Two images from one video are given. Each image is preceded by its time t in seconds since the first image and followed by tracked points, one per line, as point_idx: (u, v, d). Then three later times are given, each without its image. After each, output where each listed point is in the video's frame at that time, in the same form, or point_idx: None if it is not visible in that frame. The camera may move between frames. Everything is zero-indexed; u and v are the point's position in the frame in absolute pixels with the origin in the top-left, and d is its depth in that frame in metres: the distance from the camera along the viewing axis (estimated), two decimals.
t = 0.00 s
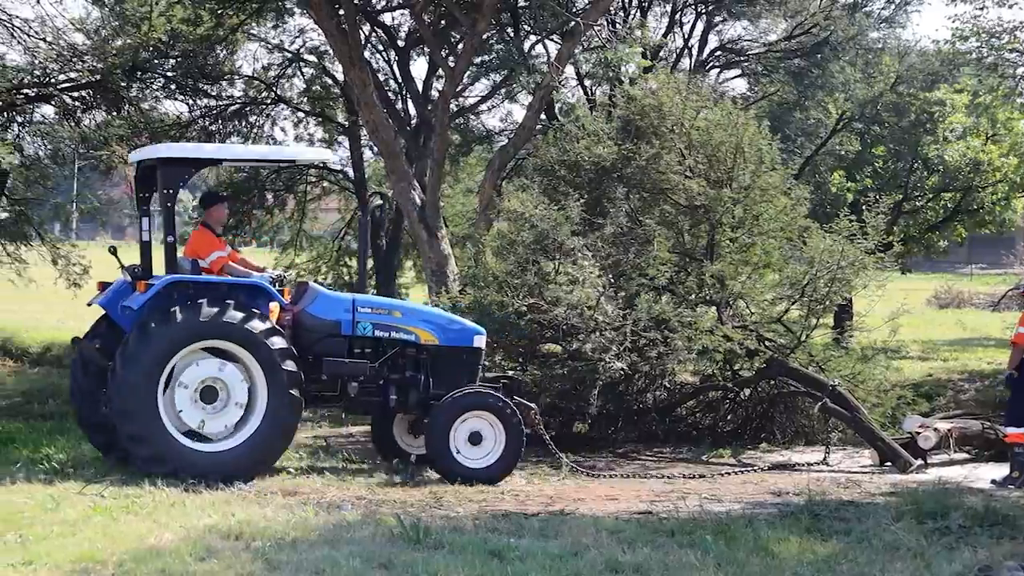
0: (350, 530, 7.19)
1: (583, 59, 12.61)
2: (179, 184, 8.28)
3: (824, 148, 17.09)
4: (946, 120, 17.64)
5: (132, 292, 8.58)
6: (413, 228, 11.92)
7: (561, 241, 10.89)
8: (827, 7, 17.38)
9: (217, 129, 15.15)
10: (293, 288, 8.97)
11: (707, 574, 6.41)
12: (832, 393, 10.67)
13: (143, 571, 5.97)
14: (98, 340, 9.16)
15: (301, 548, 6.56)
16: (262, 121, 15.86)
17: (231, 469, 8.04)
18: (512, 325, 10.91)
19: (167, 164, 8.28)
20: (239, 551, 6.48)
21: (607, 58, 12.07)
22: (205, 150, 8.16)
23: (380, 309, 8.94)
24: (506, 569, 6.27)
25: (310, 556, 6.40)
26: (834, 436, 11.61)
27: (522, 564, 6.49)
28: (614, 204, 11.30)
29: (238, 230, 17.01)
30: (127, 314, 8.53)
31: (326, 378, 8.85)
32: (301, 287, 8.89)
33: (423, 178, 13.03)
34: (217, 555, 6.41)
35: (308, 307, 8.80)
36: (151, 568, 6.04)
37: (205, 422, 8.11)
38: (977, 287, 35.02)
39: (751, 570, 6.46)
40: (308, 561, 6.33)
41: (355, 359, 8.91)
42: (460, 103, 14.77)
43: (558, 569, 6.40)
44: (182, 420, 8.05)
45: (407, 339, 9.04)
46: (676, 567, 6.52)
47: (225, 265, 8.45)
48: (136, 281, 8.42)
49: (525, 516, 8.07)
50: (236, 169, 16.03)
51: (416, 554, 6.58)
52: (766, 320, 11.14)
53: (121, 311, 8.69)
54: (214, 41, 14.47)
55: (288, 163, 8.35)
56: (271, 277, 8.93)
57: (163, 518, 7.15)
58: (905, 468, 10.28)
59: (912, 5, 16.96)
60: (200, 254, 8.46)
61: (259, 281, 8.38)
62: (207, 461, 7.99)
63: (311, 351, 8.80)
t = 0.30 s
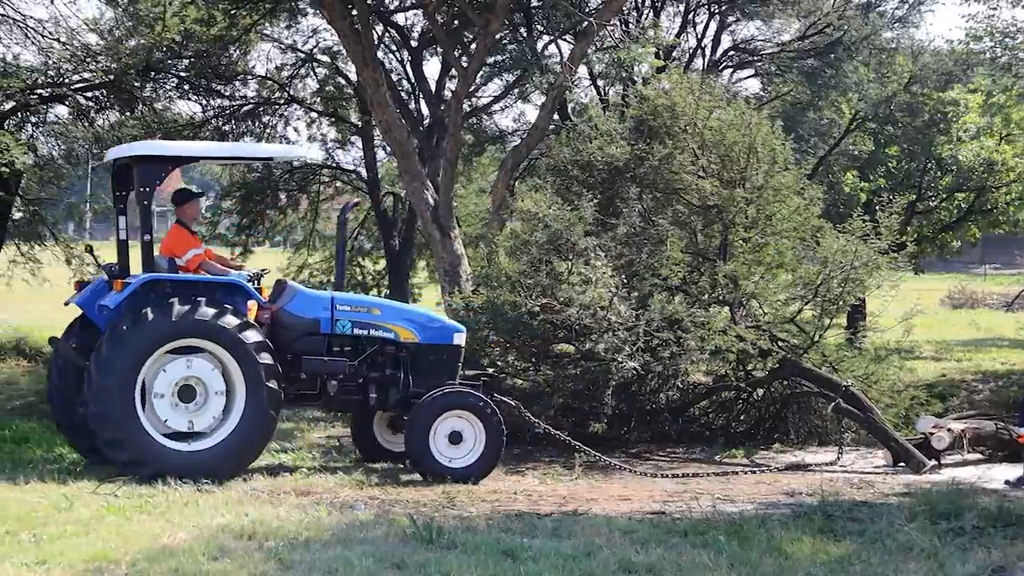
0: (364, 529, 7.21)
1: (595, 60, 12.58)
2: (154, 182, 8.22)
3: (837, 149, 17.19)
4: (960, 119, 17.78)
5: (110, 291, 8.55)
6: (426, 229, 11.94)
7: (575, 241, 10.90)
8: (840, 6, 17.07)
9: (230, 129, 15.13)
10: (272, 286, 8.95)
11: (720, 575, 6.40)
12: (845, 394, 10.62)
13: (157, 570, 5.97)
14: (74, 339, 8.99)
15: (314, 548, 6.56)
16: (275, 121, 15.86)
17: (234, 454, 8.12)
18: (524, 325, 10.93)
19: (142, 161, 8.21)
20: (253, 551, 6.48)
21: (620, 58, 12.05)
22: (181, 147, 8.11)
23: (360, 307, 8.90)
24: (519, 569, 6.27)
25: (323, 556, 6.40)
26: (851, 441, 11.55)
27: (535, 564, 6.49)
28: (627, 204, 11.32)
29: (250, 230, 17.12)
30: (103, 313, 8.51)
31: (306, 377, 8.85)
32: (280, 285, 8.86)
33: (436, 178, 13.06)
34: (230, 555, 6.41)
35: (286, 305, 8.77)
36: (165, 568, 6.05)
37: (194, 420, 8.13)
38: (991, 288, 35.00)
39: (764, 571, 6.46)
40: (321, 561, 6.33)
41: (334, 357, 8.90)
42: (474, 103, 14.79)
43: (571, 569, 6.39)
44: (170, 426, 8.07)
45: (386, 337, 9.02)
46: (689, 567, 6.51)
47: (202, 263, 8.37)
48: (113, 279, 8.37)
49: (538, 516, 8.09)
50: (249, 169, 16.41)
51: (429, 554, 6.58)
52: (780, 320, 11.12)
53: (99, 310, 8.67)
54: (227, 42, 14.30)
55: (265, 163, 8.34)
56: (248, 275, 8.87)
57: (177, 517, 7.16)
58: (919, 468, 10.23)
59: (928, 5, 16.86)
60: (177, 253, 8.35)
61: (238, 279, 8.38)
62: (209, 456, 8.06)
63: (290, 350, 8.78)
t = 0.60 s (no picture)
0: (380, 530, 7.20)
1: (613, 60, 12.57)
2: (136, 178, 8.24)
3: (855, 149, 17.32)
4: (977, 119, 17.81)
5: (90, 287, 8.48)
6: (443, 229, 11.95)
7: (592, 241, 10.88)
8: (858, 6, 16.98)
9: (248, 129, 15.17)
10: (252, 285, 8.87)
11: None
12: (863, 394, 10.67)
13: (174, 570, 5.92)
14: (54, 335, 8.85)
15: (331, 548, 6.54)
16: (292, 121, 16.05)
17: (230, 434, 8.10)
18: (541, 325, 10.90)
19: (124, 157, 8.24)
20: (269, 550, 6.46)
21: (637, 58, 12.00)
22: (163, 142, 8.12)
23: (342, 305, 8.87)
24: (536, 569, 6.25)
25: (339, 555, 6.38)
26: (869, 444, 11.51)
27: (551, 564, 6.47)
28: (644, 205, 11.38)
29: (267, 230, 17.40)
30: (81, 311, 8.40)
31: (287, 374, 8.77)
32: (261, 283, 8.79)
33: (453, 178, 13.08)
34: (247, 555, 6.36)
35: (267, 303, 8.68)
36: (182, 566, 6.04)
37: (184, 414, 8.09)
38: (1009, 288, 34.96)
39: (781, 571, 6.43)
40: (338, 561, 6.31)
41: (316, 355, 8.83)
42: (490, 103, 14.81)
43: (588, 569, 6.37)
44: (163, 426, 8.04)
45: (368, 335, 8.99)
46: (706, 568, 6.49)
47: (184, 261, 8.37)
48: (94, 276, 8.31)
49: (555, 517, 8.08)
50: (266, 168, 16.75)
51: (446, 554, 6.56)
52: (797, 320, 11.10)
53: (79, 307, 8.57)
54: (245, 42, 14.46)
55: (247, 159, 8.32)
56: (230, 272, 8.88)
57: (194, 517, 7.15)
58: (938, 470, 10.17)
59: (945, 5, 16.97)
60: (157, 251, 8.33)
61: (220, 276, 8.36)
62: (207, 445, 8.04)
63: (272, 348, 8.71)
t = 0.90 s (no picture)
0: (396, 530, 7.21)
1: (628, 60, 12.57)
2: (108, 176, 8.08)
3: (872, 148, 17.32)
4: (994, 119, 17.80)
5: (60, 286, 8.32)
6: (460, 229, 11.97)
7: (607, 241, 10.86)
8: (874, 6, 16.60)
9: (264, 130, 15.03)
10: (226, 284, 8.79)
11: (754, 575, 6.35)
12: (878, 394, 10.66)
13: (190, 570, 5.90)
14: (25, 335, 8.61)
15: (346, 548, 6.53)
16: (308, 121, 16.15)
17: (210, 412, 8.02)
18: (556, 325, 10.88)
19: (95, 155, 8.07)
20: (285, 550, 6.45)
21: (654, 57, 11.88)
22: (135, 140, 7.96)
23: (316, 303, 8.76)
24: (551, 569, 6.24)
25: (355, 555, 6.38)
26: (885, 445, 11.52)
27: (567, 564, 6.46)
28: (659, 206, 11.34)
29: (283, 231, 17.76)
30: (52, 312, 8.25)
31: (260, 373, 8.64)
32: (235, 283, 8.72)
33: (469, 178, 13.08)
34: (263, 554, 6.35)
35: (241, 301, 8.60)
36: (199, 565, 6.04)
37: (163, 406, 7.99)
38: None
39: (797, 571, 6.42)
40: (354, 560, 6.31)
41: (290, 354, 8.70)
42: (506, 103, 14.83)
43: (603, 569, 6.36)
44: (152, 424, 7.98)
45: (342, 333, 8.87)
46: (721, 568, 6.47)
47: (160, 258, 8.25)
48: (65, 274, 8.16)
49: (571, 516, 8.08)
50: (283, 169, 16.75)
51: (462, 553, 6.54)
52: (812, 321, 11.11)
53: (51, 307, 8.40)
54: (261, 42, 14.15)
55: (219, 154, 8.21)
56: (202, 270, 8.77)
57: (210, 516, 7.15)
58: (954, 470, 10.11)
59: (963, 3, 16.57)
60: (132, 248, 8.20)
61: (193, 275, 8.21)
62: (195, 428, 7.98)
63: (245, 346, 8.60)
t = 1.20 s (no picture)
0: (411, 529, 7.22)
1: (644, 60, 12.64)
2: (67, 173, 8.02)
3: (888, 148, 17.49)
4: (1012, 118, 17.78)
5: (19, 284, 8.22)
6: (477, 229, 12.04)
7: (622, 242, 10.88)
8: (890, 6, 16.57)
9: (280, 129, 15.83)
10: (186, 280, 8.71)
11: None
12: (875, 392, 10.55)
13: (207, 570, 5.89)
14: None
15: (363, 548, 6.52)
16: (324, 121, 16.61)
17: (172, 411, 7.91)
18: (569, 326, 10.96)
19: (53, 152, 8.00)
20: (302, 550, 6.43)
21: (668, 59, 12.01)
22: (92, 137, 7.88)
23: (276, 301, 8.73)
24: (567, 569, 6.23)
25: (372, 555, 6.38)
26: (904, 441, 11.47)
27: (582, 564, 6.46)
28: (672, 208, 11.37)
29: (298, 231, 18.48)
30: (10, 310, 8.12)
31: (220, 372, 8.61)
32: (195, 280, 8.65)
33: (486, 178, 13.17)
34: (280, 554, 6.34)
35: (201, 298, 8.54)
36: (217, 565, 6.04)
37: (129, 391, 7.87)
38: None
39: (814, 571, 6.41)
40: (370, 560, 6.31)
41: (250, 351, 8.66)
42: (522, 103, 14.89)
43: (619, 569, 6.35)
44: (120, 419, 7.88)
45: (303, 331, 8.83)
46: (737, 568, 6.46)
47: (117, 255, 8.20)
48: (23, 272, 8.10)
49: (587, 516, 8.09)
50: (298, 169, 17.39)
51: (478, 553, 6.54)
52: (826, 321, 11.12)
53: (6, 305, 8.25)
54: (278, 42, 14.77)
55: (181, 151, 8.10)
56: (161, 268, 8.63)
57: (227, 516, 7.16)
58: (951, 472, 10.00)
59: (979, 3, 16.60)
60: (89, 245, 8.17)
61: (152, 271, 8.16)
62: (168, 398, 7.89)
63: (206, 344, 8.54)
